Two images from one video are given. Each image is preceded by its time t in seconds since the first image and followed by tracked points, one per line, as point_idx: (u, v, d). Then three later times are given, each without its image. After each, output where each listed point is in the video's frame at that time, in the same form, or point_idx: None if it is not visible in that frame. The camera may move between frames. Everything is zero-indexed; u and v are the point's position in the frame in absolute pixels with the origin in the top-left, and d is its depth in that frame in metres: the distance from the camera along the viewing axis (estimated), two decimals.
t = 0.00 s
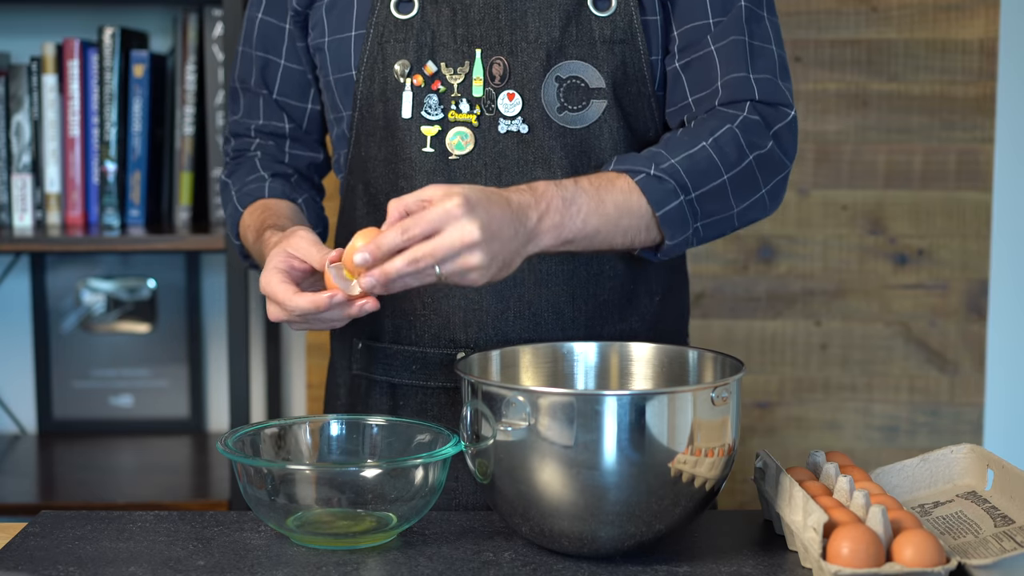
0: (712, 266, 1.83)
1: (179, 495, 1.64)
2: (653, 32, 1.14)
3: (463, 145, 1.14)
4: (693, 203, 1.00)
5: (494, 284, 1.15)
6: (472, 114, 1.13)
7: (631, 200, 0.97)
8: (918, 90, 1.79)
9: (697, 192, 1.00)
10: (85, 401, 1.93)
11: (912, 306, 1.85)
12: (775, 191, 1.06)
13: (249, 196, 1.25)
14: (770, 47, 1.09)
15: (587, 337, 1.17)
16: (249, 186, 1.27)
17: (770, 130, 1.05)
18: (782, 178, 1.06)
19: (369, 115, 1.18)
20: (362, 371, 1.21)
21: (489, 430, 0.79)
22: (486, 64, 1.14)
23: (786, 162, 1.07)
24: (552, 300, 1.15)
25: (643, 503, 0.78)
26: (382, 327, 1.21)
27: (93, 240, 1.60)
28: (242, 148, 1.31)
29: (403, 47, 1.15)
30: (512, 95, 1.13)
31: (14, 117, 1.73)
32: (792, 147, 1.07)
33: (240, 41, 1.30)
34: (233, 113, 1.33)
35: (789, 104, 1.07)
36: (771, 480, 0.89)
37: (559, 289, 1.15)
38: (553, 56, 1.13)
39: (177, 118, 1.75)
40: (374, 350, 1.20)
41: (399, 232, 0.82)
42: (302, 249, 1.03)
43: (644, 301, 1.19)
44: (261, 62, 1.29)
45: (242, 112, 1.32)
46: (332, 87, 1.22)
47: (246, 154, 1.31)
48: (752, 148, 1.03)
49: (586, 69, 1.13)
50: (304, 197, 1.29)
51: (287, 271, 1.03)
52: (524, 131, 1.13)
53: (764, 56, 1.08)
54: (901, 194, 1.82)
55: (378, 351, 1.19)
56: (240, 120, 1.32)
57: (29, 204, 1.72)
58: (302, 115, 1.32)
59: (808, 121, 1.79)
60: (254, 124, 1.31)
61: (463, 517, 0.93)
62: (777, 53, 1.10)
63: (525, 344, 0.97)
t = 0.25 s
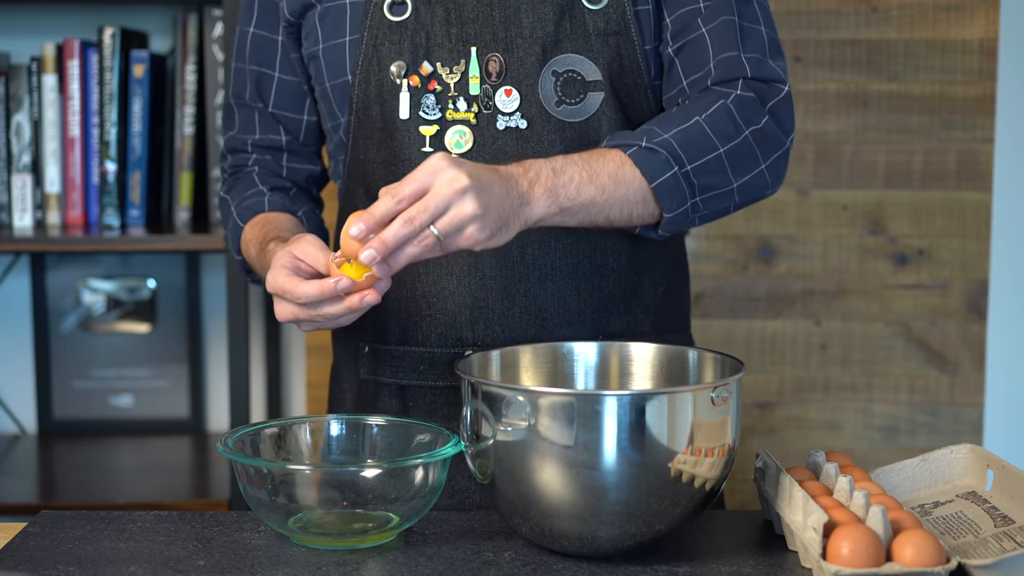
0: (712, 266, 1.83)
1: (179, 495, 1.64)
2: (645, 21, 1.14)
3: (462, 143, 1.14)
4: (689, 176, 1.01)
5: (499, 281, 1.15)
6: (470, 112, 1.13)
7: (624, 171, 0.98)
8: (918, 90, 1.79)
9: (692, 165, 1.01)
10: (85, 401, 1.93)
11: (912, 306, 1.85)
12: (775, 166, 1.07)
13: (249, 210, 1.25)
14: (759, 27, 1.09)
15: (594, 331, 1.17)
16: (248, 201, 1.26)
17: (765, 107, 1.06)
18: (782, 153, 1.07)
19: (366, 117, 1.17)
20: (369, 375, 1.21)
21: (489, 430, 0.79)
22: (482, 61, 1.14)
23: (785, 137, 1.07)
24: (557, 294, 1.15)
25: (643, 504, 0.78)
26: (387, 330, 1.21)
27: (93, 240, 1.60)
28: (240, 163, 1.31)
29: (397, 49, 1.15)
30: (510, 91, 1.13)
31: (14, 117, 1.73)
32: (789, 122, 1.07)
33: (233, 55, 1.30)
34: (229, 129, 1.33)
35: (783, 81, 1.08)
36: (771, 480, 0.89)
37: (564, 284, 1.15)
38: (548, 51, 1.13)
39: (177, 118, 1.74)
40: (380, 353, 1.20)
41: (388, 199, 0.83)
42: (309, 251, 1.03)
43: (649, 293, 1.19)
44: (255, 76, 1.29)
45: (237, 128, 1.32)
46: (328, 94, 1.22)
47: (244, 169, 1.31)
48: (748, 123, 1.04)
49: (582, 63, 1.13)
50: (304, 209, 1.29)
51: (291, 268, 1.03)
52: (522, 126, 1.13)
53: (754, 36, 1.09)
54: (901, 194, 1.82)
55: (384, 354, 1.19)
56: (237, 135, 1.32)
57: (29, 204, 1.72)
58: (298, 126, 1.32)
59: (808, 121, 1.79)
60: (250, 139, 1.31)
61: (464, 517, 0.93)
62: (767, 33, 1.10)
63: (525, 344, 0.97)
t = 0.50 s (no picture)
0: (712, 266, 1.83)
1: (179, 495, 1.64)
2: (638, 15, 1.14)
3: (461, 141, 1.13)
4: (689, 157, 1.00)
5: (502, 278, 1.15)
6: (467, 110, 1.13)
7: (625, 153, 0.97)
8: (918, 90, 1.79)
9: (692, 147, 1.00)
10: (85, 401, 1.93)
11: (912, 307, 1.85)
12: (775, 150, 1.06)
13: (244, 220, 1.25)
14: (750, 17, 1.10)
15: (597, 326, 1.17)
16: (243, 210, 1.26)
17: (763, 92, 1.05)
18: (780, 138, 1.07)
19: (363, 120, 1.17)
20: (372, 377, 1.21)
21: (489, 430, 0.79)
22: (478, 58, 1.14)
23: (783, 121, 1.07)
24: (560, 289, 1.15)
25: (643, 504, 0.78)
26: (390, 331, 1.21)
27: (93, 240, 1.60)
28: (234, 172, 1.31)
29: (393, 50, 1.15)
30: (507, 87, 1.13)
31: (14, 117, 1.73)
32: (786, 106, 1.07)
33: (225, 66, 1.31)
34: (223, 140, 1.34)
35: (779, 65, 1.07)
36: (771, 481, 0.89)
37: (567, 279, 1.15)
38: (544, 47, 1.13)
39: (177, 118, 1.74)
40: (382, 354, 1.20)
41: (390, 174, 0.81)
42: (305, 255, 1.05)
43: (650, 286, 1.18)
44: (248, 85, 1.30)
45: (231, 137, 1.33)
46: (325, 98, 1.22)
47: (238, 179, 1.31)
48: (746, 106, 1.03)
49: (578, 58, 1.13)
50: (299, 218, 1.29)
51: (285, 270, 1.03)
52: (521, 122, 1.13)
53: (746, 25, 1.09)
54: (901, 194, 1.82)
55: (388, 355, 1.19)
56: (231, 145, 1.32)
57: (29, 204, 1.72)
58: (292, 135, 1.32)
59: (808, 121, 1.80)
60: (244, 148, 1.32)
61: (464, 517, 0.93)
62: (757, 21, 1.11)
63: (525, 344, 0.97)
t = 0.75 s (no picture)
0: (712, 266, 1.83)
1: (179, 495, 1.64)
2: (633, 11, 1.15)
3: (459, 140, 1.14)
4: (683, 125, 1.00)
5: (500, 276, 1.15)
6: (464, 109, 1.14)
7: (617, 112, 0.98)
8: (918, 90, 1.79)
9: (686, 114, 1.00)
10: (85, 401, 1.93)
11: (912, 307, 1.85)
12: (774, 135, 1.07)
13: (235, 221, 1.26)
14: (742, 7, 1.10)
15: (596, 324, 1.16)
16: (234, 211, 1.27)
17: (760, 75, 1.06)
18: (778, 122, 1.07)
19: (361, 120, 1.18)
20: (371, 377, 1.21)
21: (489, 430, 0.79)
22: (474, 57, 1.14)
23: (780, 106, 1.08)
24: (559, 287, 1.15)
25: (643, 504, 0.78)
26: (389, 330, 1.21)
27: (93, 240, 1.60)
28: (229, 174, 1.31)
29: (389, 50, 1.15)
30: (504, 86, 1.13)
31: (14, 117, 1.73)
32: (784, 91, 1.08)
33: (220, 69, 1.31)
34: (218, 141, 1.34)
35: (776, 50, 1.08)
36: (771, 480, 0.89)
37: (565, 277, 1.15)
38: (540, 45, 1.13)
39: (177, 118, 1.74)
40: (382, 354, 1.20)
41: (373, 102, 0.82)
42: (294, 260, 1.07)
43: (648, 284, 1.18)
44: (242, 87, 1.30)
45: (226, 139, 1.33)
46: (322, 99, 1.21)
47: (232, 179, 1.31)
48: (744, 84, 1.04)
49: (575, 56, 1.14)
50: (291, 220, 1.29)
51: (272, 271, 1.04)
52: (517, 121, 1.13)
53: (738, 15, 1.09)
54: (901, 194, 1.82)
55: (387, 354, 1.19)
56: (225, 147, 1.33)
57: (29, 204, 1.72)
58: (286, 138, 1.32)
59: (808, 121, 1.80)
60: (238, 150, 1.31)
61: (464, 517, 0.93)
62: (752, 12, 1.11)
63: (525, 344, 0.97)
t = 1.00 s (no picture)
0: (712, 266, 1.83)
1: (179, 495, 1.64)
2: (631, 8, 1.16)
3: (455, 140, 1.14)
4: (684, 99, 1.01)
5: (496, 275, 1.15)
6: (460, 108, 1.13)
7: (616, 80, 0.99)
8: (918, 90, 1.79)
9: (687, 89, 1.01)
10: (85, 401, 1.93)
11: (912, 307, 1.85)
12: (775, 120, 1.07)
13: (225, 224, 1.26)
14: None
15: (592, 323, 1.16)
16: (225, 214, 1.27)
17: (761, 62, 1.07)
18: (779, 110, 1.08)
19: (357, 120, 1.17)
20: (368, 376, 1.21)
21: (489, 430, 0.79)
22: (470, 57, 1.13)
23: (780, 92, 1.09)
24: (556, 287, 1.15)
25: (643, 504, 0.78)
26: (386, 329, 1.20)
27: (93, 240, 1.60)
28: (222, 174, 1.31)
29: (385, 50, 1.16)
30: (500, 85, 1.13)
31: (14, 117, 1.73)
32: (784, 77, 1.09)
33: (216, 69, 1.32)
34: (214, 141, 1.34)
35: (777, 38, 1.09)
36: (771, 481, 0.89)
37: (562, 277, 1.15)
38: (536, 45, 1.13)
39: (177, 118, 1.74)
40: (380, 353, 1.20)
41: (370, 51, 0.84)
42: (276, 278, 1.06)
43: (644, 283, 1.19)
44: (238, 88, 1.30)
45: (222, 139, 1.33)
46: (318, 99, 1.22)
47: (225, 180, 1.31)
48: (745, 67, 1.05)
49: (570, 55, 1.13)
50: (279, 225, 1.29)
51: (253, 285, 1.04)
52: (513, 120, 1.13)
53: (737, 7, 1.09)
54: (901, 194, 1.82)
55: (384, 354, 1.19)
56: (221, 146, 1.33)
57: (29, 204, 1.73)
58: (280, 138, 1.33)
59: (808, 121, 1.80)
60: (232, 150, 1.32)
61: (463, 517, 0.93)
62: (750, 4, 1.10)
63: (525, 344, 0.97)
